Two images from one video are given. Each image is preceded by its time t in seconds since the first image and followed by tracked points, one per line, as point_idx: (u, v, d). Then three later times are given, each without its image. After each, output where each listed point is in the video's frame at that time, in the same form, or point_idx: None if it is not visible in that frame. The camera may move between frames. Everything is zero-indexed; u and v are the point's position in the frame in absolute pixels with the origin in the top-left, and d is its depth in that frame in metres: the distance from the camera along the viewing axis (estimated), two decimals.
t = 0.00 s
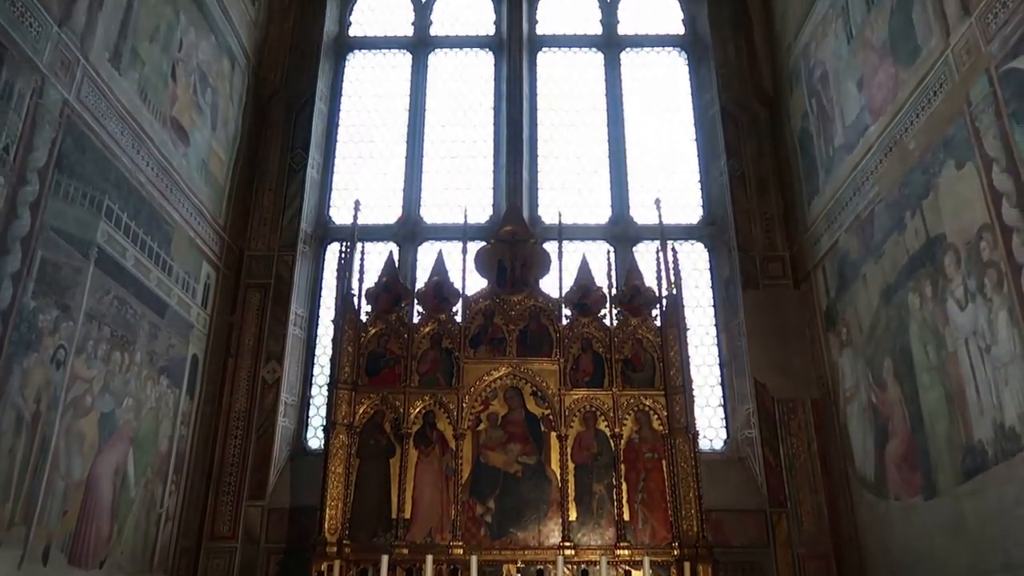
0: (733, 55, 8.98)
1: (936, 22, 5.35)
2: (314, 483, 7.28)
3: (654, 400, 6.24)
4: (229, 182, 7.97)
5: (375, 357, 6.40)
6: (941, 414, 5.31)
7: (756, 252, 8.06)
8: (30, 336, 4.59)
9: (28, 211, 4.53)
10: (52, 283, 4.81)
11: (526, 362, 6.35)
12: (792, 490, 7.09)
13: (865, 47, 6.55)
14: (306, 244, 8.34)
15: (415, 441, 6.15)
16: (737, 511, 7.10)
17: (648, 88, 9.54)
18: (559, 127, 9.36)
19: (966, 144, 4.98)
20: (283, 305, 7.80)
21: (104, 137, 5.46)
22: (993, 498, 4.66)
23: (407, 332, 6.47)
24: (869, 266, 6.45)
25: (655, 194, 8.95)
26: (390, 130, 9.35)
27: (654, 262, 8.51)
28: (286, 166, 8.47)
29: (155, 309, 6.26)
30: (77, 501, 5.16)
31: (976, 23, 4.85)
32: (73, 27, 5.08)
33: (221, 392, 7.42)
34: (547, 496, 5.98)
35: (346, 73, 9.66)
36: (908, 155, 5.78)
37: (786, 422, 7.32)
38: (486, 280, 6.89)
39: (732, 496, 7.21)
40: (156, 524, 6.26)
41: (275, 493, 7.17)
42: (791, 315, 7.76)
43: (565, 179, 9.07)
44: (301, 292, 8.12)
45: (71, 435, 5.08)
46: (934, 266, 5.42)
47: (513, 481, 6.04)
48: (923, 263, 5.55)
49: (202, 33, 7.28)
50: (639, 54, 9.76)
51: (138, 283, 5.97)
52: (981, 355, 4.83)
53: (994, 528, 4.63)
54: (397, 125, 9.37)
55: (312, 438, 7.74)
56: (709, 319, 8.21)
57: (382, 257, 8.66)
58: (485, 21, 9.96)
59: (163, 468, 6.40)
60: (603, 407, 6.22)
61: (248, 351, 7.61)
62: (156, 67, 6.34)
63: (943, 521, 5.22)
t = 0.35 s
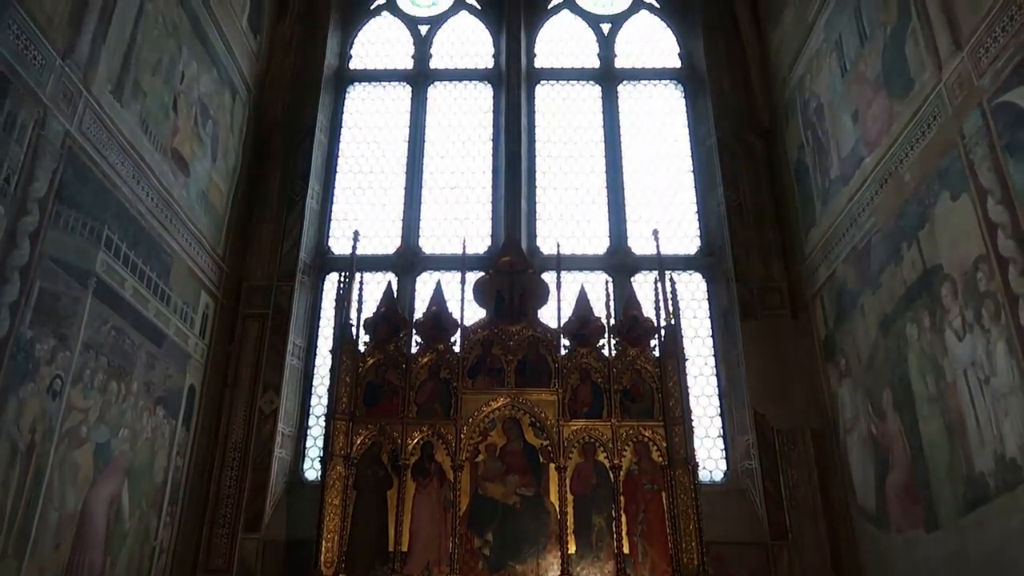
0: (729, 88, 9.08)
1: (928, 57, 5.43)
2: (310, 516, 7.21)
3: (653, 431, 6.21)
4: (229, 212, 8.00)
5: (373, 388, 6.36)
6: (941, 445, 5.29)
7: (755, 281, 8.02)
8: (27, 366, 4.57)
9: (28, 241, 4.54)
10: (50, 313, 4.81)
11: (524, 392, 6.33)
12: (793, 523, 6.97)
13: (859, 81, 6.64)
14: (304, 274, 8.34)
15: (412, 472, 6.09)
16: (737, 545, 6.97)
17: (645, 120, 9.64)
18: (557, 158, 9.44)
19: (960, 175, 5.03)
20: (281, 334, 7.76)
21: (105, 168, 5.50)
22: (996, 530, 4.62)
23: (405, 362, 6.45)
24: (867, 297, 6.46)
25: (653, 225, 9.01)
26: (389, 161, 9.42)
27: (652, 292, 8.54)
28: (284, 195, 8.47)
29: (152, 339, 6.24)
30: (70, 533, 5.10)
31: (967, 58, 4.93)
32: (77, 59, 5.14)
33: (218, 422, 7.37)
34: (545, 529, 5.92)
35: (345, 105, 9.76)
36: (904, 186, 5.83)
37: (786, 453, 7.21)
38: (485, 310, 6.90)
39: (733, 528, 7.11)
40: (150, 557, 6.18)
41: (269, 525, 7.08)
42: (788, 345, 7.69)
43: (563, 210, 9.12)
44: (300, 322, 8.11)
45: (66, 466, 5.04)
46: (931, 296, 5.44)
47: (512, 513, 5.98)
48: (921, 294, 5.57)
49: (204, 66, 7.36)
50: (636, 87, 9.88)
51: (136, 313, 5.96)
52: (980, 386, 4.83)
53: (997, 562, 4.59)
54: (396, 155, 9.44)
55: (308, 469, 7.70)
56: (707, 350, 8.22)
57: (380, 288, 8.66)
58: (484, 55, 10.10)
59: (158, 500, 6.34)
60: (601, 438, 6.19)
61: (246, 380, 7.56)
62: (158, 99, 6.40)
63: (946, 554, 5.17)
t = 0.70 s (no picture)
0: (726, 112, 9.14)
1: (922, 83, 5.48)
2: (308, 543, 7.17)
3: (653, 456, 6.17)
4: (228, 238, 8.02)
5: (371, 413, 6.34)
6: (942, 469, 5.26)
7: (753, 304, 8.02)
8: (23, 391, 4.55)
9: (26, 265, 4.54)
10: (47, 338, 4.79)
11: (523, 417, 6.29)
12: (793, 548, 6.93)
13: (855, 106, 6.70)
14: (302, 299, 8.32)
15: (410, 498, 6.04)
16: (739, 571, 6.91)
17: (642, 146, 9.71)
18: (555, 182, 9.49)
19: (957, 200, 5.05)
20: (279, 359, 7.73)
21: (105, 193, 5.51)
22: (999, 556, 4.58)
23: (403, 387, 6.42)
24: (866, 321, 6.47)
25: (651, 249, 9.04)
26: (387, 186, 9.46)
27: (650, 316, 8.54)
28: (283, 219, 8.48)
29: (149, 364, 6.22)
30: (64, 561, 5.04)
31: (961, 83, 4.97)
32: (78, 86, 5.18)
33: (214, 448, 7.33)
34: (545, 555, 5.86)
35: (345, 131, 9.83)
36: (901, 210, 5.86)
37: (786, 477, 7.18)
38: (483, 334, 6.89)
39: (734, 555, 7.05)
40: None
41: (266, 553, 7.00)
42: (787, 369, 7.71)
43: (561, 234, 9.15)
44: (298, 346, 8.09)
45: (61, 493, 4.99)
46: (929, 320, 5.44)
47: (511, 539, 5.92)
48: (919, 317, 5.57)
49: (204, 93, 7.42)
50: (633, 113, 9.96)
51: (134, 337, 5.94)
52: (979, 410, 4.81)
53: None
54: (395, 180, 9.49)
55: (306, 495, 7.66)
56: (706, 374, 8.21)
57: (378, 312, 8.64)
58: (482, 81, 10.19)
59: (153, 527, 6.28)
60: (600, 463, 6.14)
61: (243, 406, 7.52)
62: (158, 125, 6.44)
63: None
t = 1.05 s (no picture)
0: (724, 129, 9.18)
1: (918, 101, 5.52)
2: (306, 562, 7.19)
3: (652, 473, 6.08)
4: (226, 254, 8.02)
5: (371, 431, 6.32)
6: (942, 486, 5.24)
7: (753, 321, 7.97)
8: (20, 408, 4.53)
9: (23, 281, 4.53)
10: (45, 354, 4.78)
11: (521, 435, 6.23)
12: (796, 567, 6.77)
13: (851, 124, 6.74)
14: (299, 316, 8.34)
15: (408, 517, 5.99)
16: None
17: (640, 163, 9.75)
18: (553, 200, 9.51)
19: (954, 216, 5.06)
20: (277, 375, 7.73)
21: (104, 209, 5.52)
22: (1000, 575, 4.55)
23: (401, 404, 6.36)
24: (864, 337, 6.47)
25: (649, 266, 9.06)
26: (386, 204, 9.49)
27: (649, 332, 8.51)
28: (281, 235, 8.48)
29: (146, 380, 6.19)
30: None
31: (957, 101, 5.00)
32: (78, 103, 5.19)
33: (211, 465, 7.23)
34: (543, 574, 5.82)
35: (344, 148, 9.87)
36: (898, 227, 5.87)
37: (787, 494, 7.09)
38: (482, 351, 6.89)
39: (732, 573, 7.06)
40: None
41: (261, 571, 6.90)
42: (790, 385, 7.61)
43: (560, 251, 9.15)
44: (297, 364, 8.12)
45: (56, 510, 4.96)
46: (928, 337, 5.44)
47: (509, 559, 5.90)
48: (918, 334, 5.58)
49: (204, 110, 7.45)
50: (631, 131, 10.01)
51: (131, 353, 5.92)
52: (979, 427, 4.80)
53: None
54: (394, 197, 9.52)
55: (303, 512, 7.68)
56: (705, 391, 8.23)
57: (376, 330, 8.65)
58: (481, 98, 10.25)
59: (149, 544, 6.23)
60: (600, 481, 6.06)
61: (241, 422, 7.45)
62: (157, 142, 6.46)
63: None
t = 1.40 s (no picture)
0: (721, 154, 9.23)
1: (914, 127, 5.56)
2: None
3: (652, 498, 6.00)
4: (224, 278, 8.02)
5: (370, 457, 6.27)
6: (945, 512, 5.19)
7: (752, 345, 7.96)
8: (16, 433, 4.50)
9: (22, 305, 4.52)
10: (42, 378, 4.76)
11: (519, 459, 6.15)
12: None
13: (848, 148, 6.79)
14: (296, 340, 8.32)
15: (406, 543, 5.99)
16: None
17: (638, 188, 9.80)
18: (552, 224, 9.54)
19: (952, 240, 5.07)
20: (275, 399, 7.67)
21: (104, 233, 5.53)
22: None
23: (399, 429, 6.30)
24: (864, 362, 6.45)
25: (648, 289, 9.05)
26: (385, 228, 9.51)
27: (648, 356, 8.49)
28: (280, 259, 8.49)
29: (144, 405, 6.16)
30: None
31: (953, 126, 5.04)
32: (80, 129, 5.22)
33: (207, 490, 7.16)
34: None
35: (343, 172, 9.92)
36: (896, 251, 5.88)
37: (787, 522, 7.02)
38: (480, 376, 6.85)
39: None
40: None
41: None
42: (790, 410, 7.58)
43: (558, 275, 9.16)
44: (295, 388, 8.11)
45: (50, 536, 4.90)
46: (928, 361, 5.43)
47: None
48: (918, 359, 5.57)
49: (205, 135, 7.49)
50: (629, 155, 10.07)
51: (129, 378, 5.90)
52: (981, 452, 4.77)
53: None
54: (393, 221, 9.55)
55: (300, 539, 7.60)
56: (705, 415, 8.19)
57: (375, 354, 8.62)
58: (480, 123, 10.32)
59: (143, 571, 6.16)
60: (599, 506, 5.98)
61: (238, 447, 7.38)
62: (158, 167, 6.49)
63: None
